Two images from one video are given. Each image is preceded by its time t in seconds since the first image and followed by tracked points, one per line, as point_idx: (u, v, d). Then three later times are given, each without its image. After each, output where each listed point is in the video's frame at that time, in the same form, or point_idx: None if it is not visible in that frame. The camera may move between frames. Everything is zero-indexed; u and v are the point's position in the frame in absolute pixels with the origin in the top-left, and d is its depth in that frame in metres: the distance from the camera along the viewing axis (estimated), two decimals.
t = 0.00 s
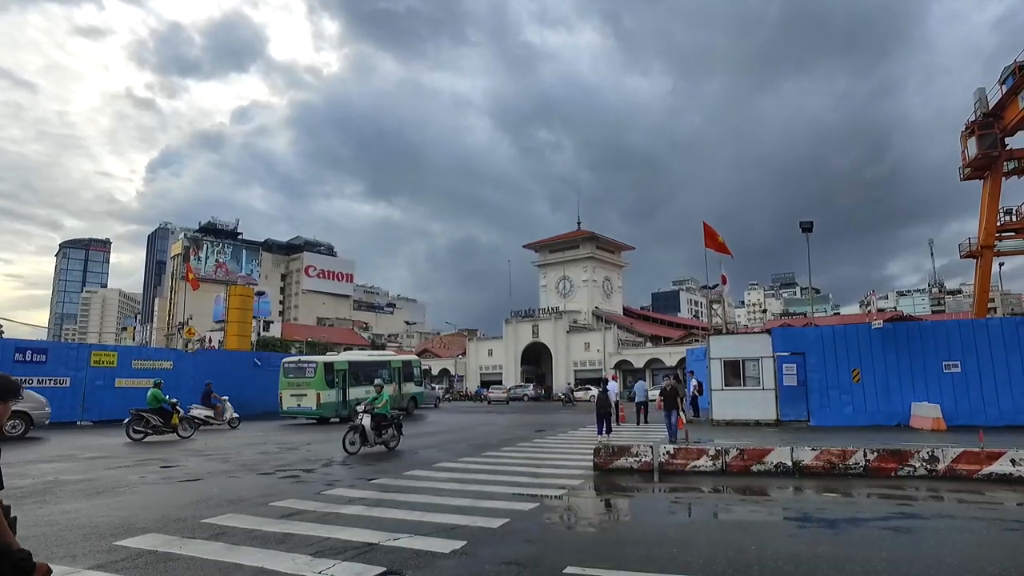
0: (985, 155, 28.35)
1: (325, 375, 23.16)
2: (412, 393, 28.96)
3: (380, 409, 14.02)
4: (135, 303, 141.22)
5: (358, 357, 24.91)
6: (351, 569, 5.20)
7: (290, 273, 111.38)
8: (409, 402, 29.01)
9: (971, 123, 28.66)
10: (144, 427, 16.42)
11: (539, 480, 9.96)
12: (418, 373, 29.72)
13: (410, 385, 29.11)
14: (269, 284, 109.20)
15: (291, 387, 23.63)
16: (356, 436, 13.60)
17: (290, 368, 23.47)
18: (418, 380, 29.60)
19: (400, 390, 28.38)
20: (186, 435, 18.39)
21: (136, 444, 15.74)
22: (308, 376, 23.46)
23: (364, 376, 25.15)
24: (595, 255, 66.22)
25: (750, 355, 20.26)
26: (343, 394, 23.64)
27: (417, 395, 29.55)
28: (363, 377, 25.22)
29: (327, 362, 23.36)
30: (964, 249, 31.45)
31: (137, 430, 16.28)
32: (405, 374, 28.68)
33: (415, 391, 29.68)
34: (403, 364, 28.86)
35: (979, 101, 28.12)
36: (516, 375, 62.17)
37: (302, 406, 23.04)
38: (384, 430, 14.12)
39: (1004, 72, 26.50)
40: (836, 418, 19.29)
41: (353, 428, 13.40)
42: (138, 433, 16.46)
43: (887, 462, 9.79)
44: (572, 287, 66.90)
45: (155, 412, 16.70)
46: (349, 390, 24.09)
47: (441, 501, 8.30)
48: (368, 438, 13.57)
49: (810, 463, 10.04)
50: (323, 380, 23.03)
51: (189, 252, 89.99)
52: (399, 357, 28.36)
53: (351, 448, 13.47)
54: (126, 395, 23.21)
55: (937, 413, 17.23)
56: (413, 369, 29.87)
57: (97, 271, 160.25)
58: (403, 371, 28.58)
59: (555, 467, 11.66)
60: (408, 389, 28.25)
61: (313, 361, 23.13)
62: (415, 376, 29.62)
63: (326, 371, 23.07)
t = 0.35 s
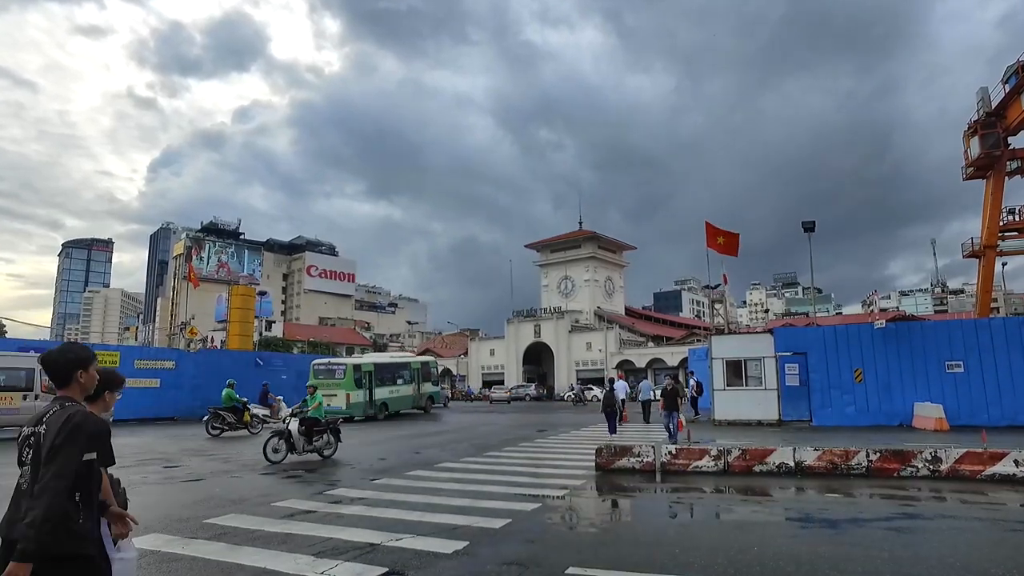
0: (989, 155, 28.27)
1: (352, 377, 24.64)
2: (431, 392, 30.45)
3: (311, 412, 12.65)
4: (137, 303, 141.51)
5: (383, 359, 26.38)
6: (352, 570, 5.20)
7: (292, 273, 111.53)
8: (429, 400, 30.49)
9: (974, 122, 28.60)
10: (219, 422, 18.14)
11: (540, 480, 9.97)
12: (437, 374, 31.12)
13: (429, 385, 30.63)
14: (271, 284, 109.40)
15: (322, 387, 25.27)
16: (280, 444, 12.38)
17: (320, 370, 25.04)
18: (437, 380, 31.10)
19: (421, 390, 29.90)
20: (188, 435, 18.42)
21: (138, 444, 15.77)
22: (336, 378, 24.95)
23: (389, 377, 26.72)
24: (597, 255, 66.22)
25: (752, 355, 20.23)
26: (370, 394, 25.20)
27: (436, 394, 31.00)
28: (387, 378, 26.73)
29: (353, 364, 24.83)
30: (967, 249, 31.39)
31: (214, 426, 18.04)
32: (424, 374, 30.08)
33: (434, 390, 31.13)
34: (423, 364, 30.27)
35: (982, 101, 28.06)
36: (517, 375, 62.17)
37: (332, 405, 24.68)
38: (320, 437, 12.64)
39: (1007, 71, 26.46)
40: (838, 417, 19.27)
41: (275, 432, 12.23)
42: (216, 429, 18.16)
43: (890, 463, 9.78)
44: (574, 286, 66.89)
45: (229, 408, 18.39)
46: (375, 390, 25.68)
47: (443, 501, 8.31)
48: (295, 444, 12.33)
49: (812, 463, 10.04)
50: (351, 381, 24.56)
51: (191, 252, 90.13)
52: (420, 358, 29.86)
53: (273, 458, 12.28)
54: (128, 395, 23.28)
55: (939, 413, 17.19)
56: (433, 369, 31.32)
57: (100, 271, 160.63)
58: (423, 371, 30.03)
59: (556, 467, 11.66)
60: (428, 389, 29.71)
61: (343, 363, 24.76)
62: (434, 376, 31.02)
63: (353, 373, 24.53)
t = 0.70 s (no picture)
0: (994, 155, 28.13)
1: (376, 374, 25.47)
2: (446, 393, 31.36)
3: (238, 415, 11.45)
4: (142, 304, 141.99)
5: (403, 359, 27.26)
6: (355, 570, 5.22)
7: (295, 274, 111.83)
8: (444, 400, 31.40)
9: (979, 122, 28.49)
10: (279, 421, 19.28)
11: (543, 481, 9.96)
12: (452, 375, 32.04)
13: (445, 386, 31.55)
14: (275, 285, 109.60)
15: (345, 384, 26.01)
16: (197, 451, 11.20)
17: (344, 367, 25.90)
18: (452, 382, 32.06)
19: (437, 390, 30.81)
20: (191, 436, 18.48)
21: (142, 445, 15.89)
22: (360, 375, 25.79)
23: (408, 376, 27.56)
24: (600, 256, 66.20)
25: (756, 356, 20.19)
26: (393, 392, 26.08)
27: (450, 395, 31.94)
28: (407, 377, 27.65)
29: (377, 362, 25.70)
30: (972, 249, 31.27)
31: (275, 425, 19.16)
32: (440, 375, 30.95)
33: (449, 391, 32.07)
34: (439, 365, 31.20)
35: (987, 100, 27.94)
36: (521, 376, 62.14)
37: (356, 401, 25.45)
38: (244, 442, 11.51)
39: (1012, 71, 26.35)
40: (842, 418, 19.21)
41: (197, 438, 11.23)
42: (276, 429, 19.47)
43: (894, 464, 9.74)
44: (577, 287, 66.86)
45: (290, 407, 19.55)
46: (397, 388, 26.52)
47: (446, 502, 8.33)
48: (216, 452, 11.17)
49: (816, 465, 10.03)
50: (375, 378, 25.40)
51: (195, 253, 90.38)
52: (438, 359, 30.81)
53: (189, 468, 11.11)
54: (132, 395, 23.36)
55: (944, 414, 17.10)
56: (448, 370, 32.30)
57: (105, 272, 161.33)
58: (439, 371, 30.91)
59: (559, 468, 11.66)
60: (444, 390, 30.65)
61: (367, 362, 25.57)
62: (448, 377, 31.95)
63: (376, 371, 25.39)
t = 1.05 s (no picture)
0: (998, 156, 28.05)
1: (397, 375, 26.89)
2: (460, 396, 32.75)
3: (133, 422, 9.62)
4: (145, 306, 142.26)
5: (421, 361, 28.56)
6: (359, 572, 5.23)
7: (298, 276, 111.95)
8: (457, 403, 32.78)
9: (982, 124, 28.44)
10: (332, 421, 20.53)
11: (545, 484, 9.94)
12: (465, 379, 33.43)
13: (459, 389, 32.98)
14: (278, 287, 109.80)
15: (367, 382, 27.49)
16: (77, 462, 9.33)
17: (368, 367, 27.34)
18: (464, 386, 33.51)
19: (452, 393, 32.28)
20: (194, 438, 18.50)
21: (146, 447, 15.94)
22: (383, 375, 27.21)
23: (426, 377, 29.09)
24: (602, 258, 66.19)
25: (759, 358, 20.13)
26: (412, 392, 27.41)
27: (463, 399, 33.35)
28: (425, 379, 29.09)
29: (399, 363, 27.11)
30: (976, 251, 31.18)
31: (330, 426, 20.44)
32: (455, 378, 32.28)
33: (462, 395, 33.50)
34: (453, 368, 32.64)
35: (990, 102, 27.88)
36: (523, 378, 62.12)
37: (379, 400, 26.96)
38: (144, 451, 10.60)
39: (1016, 72, 26.27)
40: (846, 421, 19.14)
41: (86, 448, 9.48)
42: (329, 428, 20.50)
43: (899, 467, 9.70)
44: (580, 289, 66.85)
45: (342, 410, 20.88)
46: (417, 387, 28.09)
47: (449, 504, 8.33)
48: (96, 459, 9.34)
49: (820, 467, 9.99)
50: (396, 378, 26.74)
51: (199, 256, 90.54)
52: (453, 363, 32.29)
53: (70, 481, 9.43)
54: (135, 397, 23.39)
55: (948, 417, 17.03)
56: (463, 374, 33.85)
57: (108, 274, 161.73)
58: (452, 374, 32.22)
59: (562, 470, 11.63)
60: (458, 393, 32.07)
61: (389, 362, 27.03)
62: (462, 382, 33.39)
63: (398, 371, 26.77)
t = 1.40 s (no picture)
0: (1002, 156, 27.94)
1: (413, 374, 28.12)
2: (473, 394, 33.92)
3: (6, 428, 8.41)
4: (149, 305, 142.56)
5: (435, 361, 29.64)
6: (361, 572, 5.24)
7: (301, 276, 112.08)
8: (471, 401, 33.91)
9: (986, 122, 28.34)
10: (374, 420, 21.52)
11: (549, 483, 9.95)
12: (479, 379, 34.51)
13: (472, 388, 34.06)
14: (281, 288, 110.10)
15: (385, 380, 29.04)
16: None
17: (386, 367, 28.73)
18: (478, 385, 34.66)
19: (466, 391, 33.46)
20: (197, 438, 18.53)
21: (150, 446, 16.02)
22: (400, 374, 28.52)
23: (441, 377, 30.39)
24: (605, 257, 66.15)
25: (762, 358, 20.09)
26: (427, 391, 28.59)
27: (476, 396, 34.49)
28: (440, 378, 30.32)
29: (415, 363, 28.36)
30: (980, 251, 31.05)
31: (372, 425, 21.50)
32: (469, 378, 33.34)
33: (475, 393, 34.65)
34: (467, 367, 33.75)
35: (995, 100, 27.77)
36: (526, 377, 62.12)
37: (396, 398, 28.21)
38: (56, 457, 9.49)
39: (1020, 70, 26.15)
40: (849, 421, 19.10)
41: None
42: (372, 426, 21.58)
43: (902, 467, 9.67)
44: (582, 289, 66.81)
45: (382, 407, 21.90)
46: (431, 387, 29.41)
47: (453, 504, 8.34)
48: None
49: (823, 468, 9.97)
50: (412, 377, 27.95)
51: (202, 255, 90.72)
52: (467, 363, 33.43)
53: None
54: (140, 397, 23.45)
55: (952, 417, 16.97)
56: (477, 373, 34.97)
57: (112, 274, 162.14)
58: (465, 373, 33.33)
59: (565, 470, 11.63)
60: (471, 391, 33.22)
61: (406, 363, 28.41)
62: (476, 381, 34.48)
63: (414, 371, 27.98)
